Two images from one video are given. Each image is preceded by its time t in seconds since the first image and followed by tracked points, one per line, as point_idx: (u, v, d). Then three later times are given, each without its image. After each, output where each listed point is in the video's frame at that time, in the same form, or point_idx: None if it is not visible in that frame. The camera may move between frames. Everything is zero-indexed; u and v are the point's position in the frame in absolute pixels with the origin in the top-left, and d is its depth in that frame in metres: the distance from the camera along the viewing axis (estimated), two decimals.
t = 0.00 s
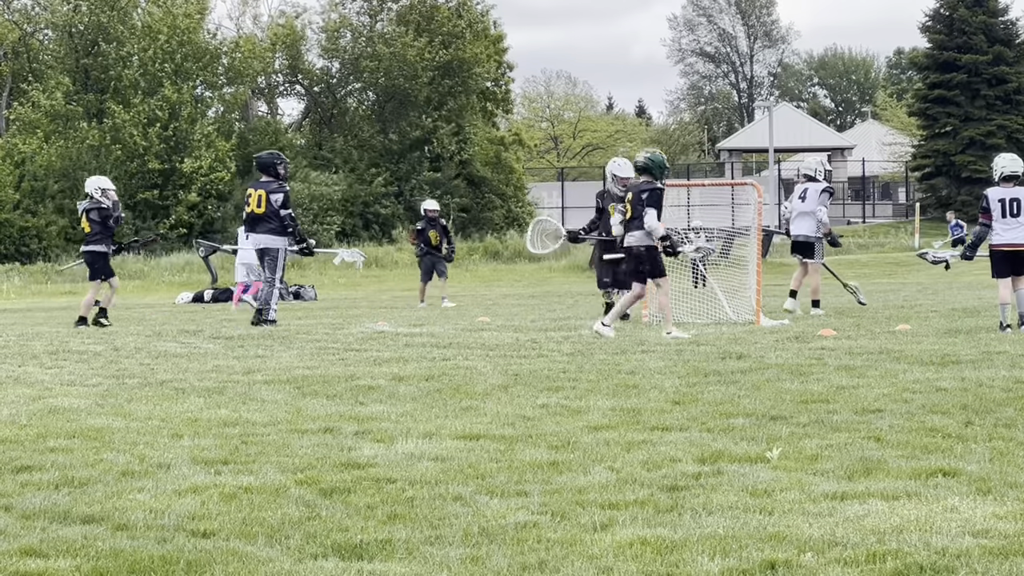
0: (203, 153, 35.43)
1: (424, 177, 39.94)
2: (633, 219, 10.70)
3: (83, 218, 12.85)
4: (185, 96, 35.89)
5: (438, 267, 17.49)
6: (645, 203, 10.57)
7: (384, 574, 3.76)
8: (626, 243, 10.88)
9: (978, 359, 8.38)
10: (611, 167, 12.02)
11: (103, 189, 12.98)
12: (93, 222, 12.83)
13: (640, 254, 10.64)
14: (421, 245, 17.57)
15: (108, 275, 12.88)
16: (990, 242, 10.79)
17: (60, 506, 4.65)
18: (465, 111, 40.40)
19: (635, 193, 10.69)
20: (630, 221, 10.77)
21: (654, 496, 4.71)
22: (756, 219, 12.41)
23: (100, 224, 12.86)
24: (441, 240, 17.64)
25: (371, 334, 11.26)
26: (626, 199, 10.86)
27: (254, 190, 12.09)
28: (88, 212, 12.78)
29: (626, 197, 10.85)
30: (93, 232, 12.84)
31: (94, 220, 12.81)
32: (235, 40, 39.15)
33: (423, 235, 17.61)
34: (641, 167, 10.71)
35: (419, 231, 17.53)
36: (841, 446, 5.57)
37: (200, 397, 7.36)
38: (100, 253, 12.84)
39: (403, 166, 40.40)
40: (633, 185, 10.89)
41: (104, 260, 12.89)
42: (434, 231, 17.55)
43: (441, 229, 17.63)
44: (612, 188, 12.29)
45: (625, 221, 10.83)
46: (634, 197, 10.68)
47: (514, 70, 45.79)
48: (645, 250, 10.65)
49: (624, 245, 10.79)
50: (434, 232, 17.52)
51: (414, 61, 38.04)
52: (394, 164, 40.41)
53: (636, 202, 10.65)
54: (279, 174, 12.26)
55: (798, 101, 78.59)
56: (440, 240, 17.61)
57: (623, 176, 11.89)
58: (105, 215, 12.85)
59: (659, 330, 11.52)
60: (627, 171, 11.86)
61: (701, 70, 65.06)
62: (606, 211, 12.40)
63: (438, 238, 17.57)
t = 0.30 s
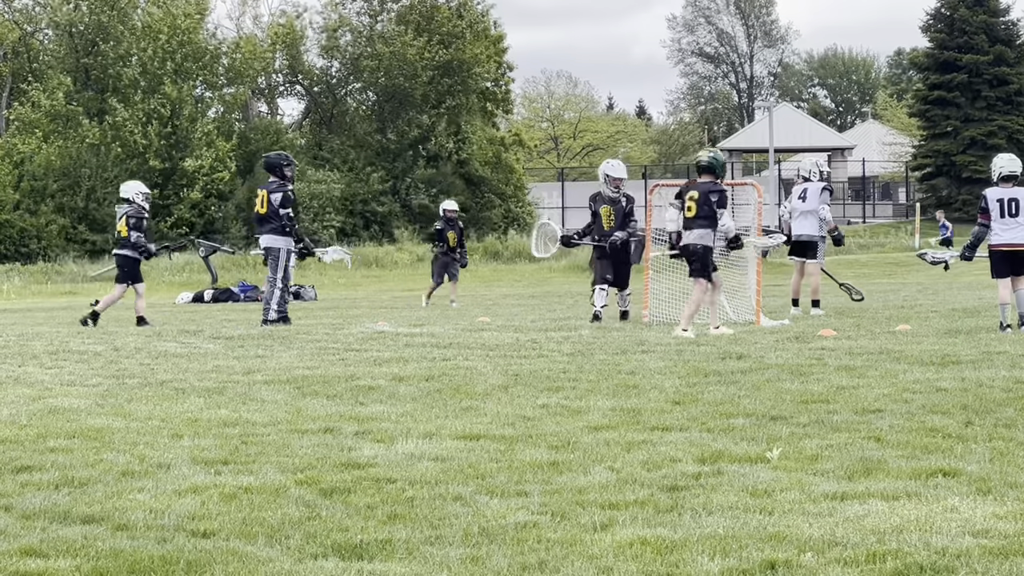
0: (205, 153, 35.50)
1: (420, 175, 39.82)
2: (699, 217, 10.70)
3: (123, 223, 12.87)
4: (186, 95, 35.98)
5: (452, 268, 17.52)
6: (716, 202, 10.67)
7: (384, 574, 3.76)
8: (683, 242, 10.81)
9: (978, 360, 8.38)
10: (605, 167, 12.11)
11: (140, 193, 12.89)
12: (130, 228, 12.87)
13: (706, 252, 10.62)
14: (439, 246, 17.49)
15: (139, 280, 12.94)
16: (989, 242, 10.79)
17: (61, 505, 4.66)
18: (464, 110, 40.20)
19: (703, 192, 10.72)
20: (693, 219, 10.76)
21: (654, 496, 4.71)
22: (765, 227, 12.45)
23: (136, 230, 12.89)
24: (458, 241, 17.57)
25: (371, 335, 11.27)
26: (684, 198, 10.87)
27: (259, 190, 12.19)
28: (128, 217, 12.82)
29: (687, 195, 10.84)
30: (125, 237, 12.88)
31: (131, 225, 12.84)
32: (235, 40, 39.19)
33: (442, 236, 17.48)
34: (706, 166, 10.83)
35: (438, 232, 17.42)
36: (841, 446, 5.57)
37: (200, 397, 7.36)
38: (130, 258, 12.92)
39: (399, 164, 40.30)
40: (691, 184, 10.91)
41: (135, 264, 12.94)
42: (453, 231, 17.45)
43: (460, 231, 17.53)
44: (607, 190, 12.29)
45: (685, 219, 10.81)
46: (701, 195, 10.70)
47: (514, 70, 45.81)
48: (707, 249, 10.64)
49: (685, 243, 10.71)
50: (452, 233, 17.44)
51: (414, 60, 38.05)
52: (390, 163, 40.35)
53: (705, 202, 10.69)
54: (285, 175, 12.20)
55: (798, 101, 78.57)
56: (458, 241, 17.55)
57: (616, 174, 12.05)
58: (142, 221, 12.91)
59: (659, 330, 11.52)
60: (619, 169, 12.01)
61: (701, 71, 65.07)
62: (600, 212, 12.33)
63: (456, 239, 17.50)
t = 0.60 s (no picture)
0: (206, 153, 35.46)
1: (417, 173, 39.57)
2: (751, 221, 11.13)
3: (157, 218, 12.91)
4: (185, 94, 35.88)
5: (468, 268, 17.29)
6: (766, 206, 11.12)
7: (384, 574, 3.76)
8: (734, 246, 11.20)
9: (978, 360, 8.38)
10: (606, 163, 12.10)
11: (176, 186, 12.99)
12: (166, 223, 12.92)
13: (761, 255, 11.05)
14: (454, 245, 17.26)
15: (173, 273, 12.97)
16: (989, 242, 10.78)
17: (61, 505, 4.66)
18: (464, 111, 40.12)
19: (754, 197, 11.15)
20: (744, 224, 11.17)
21: (654, 496, 4.71)
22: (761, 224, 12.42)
23: (172, 226, 12.95)
24: (473, 241, 17.44)
25: (371, 335, 11.25)
26: (731, 204, 11.25)
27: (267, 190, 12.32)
28: (163, 211, 12.88)
29: (735, 201, 11.23)
30: (160, 232, 12.90)
31: (167, 220, 12.91)
32: (235, 40, 39.18)
33: (457, 235, 17.44)
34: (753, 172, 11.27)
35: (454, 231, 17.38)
36: (841, 446, 5.57)
37: (201, 397, 7.35)
38: (165, 252, 12.95)
39: (397, 163, 40.26)
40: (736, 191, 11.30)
41: (169, 259, 12.92)
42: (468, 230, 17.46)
43: (475, 230, 17.60)
44: (608, 185, 12.25)
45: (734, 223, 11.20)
46: (752, 200, 11.12)
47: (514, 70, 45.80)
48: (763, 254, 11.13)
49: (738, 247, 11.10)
50: (468, 230, 17.42)
51: (414, 60, 38.08)
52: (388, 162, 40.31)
53: (756, 206, 11.11)
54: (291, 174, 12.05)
55: (798, 101, 78.56)
56: (473, 241, 17.47)
57: (617, 168, 12.01)
58: (178, 217, 13.01)
59: (660, 330, 11.51)
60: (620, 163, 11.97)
61: (701, 71, 65.06)
62: (600, 208, 12.25)
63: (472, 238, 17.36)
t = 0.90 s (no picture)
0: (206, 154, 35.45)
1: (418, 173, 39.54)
2: (794, 223, 11.12)
3: (195, 220, 12.91)
4: (185, 95, 35.95)
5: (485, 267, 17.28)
6: (809, 208, 11.09)
7: (384, 574, 3.76)
8: (778, 247, 11.23)
9: (979, 360, 8.35)
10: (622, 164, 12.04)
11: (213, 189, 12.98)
12: (205, 227, 12.92)
13: (806, 258, 11.07)
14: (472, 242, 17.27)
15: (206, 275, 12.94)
16: (989, 242, 10.77)
17: (61, 505, 4.66)
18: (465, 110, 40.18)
19: (798, 200, 11.14)
20: (786, 225, 11.16)
21: (654, 495, 4.71)
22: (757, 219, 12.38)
23: (210, 231, 12.95)
24: (491, 238, 17.47)
25: (371, 335, 11.20)
26: (775, 204, 11.26)
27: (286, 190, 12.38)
28: (201, 215, 12.87)
29: (778, 202, 11.23)
30: (199, 234, 12.91)
31: (206, 224, 12.90)
32: (236, 39, 39.17)
33: (474, 233, 17.38)
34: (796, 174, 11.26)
35: (471, 228, 17.31)
36: (841, 445, 5.57)
37: (201, 397, 7.34)
38: (202, 254, 12.95)
39: (399, 163, 40.24)
40: (778, 192, 11.32)
41: (203, 261, 12.92)
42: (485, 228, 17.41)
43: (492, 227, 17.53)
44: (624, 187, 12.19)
45: (776, 224, 11.21)
46: (795, 203, 11.10)
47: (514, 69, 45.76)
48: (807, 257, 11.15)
49: (782, 249, 11.14)
50: (485, 229, 17.37)
51: (414, 61, 38.10)
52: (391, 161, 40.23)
53: (799, 208, 11.09)
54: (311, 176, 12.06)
55: (799, 101, 78.51)
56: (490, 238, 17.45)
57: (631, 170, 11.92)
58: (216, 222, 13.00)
59: (660, 330, 11.46)
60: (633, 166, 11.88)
61: (701, 70, 65.03)
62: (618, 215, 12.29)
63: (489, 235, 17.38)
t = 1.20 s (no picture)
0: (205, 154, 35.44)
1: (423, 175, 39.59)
2: (818, 219, 11.15)
3: (226, 216, 12.95)
4: (186, 96, 35.99)
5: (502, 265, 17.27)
6: (832, 203, 11.12)
7: (383, 574, 3.76)
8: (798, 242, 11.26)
9: (979, 360, 8.34)
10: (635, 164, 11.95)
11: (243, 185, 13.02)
12: (236, 223, 12.96)
13: (829, 255, 11.10)
14: (489, 241, 17.22)
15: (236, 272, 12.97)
16: (992, 242, 10.78)
17: (61, 505, 4.66)
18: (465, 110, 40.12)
19: (821, 194, 11.15)
20: (808, 220, 11.16)
21: (655, 495, 4.71)
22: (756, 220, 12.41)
23: (242, 225, 12.98)
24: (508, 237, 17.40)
25: (371, 335, 11.18)
26: (797, 200, 11.28)
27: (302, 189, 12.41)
28: (232, 210, 12.92)
29: (800, 197, 11.25)
30: (229, 231, 12.90)
31: (236, 219, 12.95)
32: (236, 40, 39.22)
33: (492, 232, 17.29)
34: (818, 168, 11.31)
35: (489, 226, 17.24)
36: (841, 445, 5.57)
37: (201, 397, 7.34)
38: (232, 250, 12.96)
39: (399, 164, 40.20)
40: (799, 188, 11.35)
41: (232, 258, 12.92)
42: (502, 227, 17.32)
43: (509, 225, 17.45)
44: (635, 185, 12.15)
45: (798, 219, 11.22)
46: (818, 197, 11.12)
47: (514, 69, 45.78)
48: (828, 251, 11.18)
49: (803, 243, 11.17)
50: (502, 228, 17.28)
51: (415, 62, 38.11)
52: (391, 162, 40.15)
53: (823, 203, 11.12)
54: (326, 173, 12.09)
55: (799, 100, 78.55)
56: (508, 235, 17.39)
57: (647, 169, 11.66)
58: (247, 217, 13.05)
59: (660, 330, 11.42)
60: (650, 164, 11.63)
61: (701, 70, 65.06)
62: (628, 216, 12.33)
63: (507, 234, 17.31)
